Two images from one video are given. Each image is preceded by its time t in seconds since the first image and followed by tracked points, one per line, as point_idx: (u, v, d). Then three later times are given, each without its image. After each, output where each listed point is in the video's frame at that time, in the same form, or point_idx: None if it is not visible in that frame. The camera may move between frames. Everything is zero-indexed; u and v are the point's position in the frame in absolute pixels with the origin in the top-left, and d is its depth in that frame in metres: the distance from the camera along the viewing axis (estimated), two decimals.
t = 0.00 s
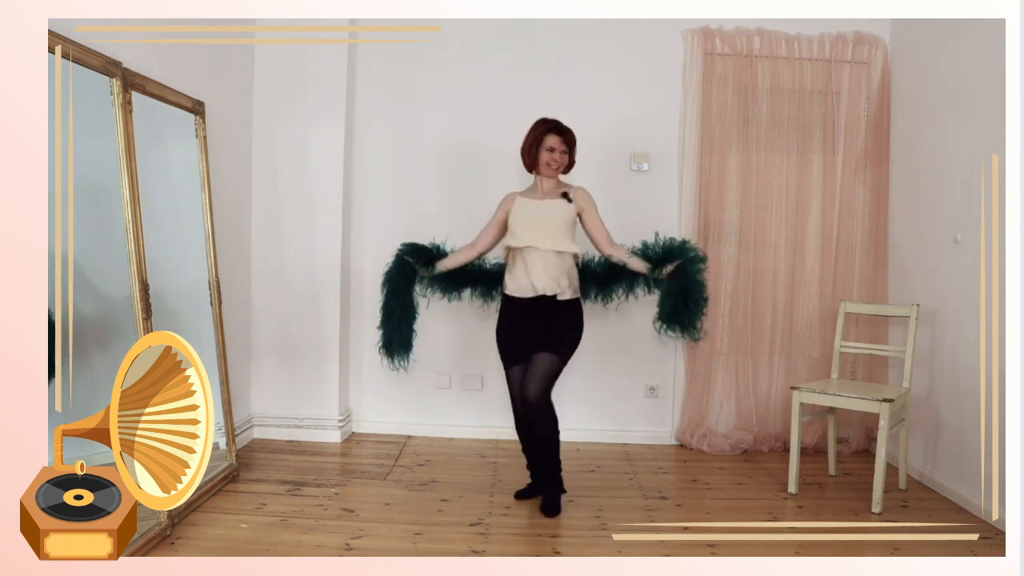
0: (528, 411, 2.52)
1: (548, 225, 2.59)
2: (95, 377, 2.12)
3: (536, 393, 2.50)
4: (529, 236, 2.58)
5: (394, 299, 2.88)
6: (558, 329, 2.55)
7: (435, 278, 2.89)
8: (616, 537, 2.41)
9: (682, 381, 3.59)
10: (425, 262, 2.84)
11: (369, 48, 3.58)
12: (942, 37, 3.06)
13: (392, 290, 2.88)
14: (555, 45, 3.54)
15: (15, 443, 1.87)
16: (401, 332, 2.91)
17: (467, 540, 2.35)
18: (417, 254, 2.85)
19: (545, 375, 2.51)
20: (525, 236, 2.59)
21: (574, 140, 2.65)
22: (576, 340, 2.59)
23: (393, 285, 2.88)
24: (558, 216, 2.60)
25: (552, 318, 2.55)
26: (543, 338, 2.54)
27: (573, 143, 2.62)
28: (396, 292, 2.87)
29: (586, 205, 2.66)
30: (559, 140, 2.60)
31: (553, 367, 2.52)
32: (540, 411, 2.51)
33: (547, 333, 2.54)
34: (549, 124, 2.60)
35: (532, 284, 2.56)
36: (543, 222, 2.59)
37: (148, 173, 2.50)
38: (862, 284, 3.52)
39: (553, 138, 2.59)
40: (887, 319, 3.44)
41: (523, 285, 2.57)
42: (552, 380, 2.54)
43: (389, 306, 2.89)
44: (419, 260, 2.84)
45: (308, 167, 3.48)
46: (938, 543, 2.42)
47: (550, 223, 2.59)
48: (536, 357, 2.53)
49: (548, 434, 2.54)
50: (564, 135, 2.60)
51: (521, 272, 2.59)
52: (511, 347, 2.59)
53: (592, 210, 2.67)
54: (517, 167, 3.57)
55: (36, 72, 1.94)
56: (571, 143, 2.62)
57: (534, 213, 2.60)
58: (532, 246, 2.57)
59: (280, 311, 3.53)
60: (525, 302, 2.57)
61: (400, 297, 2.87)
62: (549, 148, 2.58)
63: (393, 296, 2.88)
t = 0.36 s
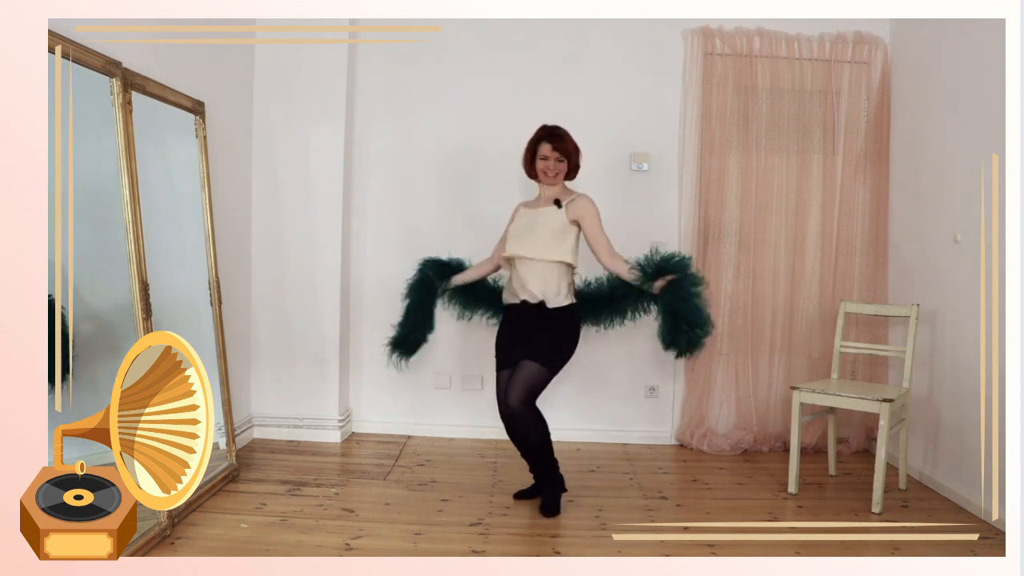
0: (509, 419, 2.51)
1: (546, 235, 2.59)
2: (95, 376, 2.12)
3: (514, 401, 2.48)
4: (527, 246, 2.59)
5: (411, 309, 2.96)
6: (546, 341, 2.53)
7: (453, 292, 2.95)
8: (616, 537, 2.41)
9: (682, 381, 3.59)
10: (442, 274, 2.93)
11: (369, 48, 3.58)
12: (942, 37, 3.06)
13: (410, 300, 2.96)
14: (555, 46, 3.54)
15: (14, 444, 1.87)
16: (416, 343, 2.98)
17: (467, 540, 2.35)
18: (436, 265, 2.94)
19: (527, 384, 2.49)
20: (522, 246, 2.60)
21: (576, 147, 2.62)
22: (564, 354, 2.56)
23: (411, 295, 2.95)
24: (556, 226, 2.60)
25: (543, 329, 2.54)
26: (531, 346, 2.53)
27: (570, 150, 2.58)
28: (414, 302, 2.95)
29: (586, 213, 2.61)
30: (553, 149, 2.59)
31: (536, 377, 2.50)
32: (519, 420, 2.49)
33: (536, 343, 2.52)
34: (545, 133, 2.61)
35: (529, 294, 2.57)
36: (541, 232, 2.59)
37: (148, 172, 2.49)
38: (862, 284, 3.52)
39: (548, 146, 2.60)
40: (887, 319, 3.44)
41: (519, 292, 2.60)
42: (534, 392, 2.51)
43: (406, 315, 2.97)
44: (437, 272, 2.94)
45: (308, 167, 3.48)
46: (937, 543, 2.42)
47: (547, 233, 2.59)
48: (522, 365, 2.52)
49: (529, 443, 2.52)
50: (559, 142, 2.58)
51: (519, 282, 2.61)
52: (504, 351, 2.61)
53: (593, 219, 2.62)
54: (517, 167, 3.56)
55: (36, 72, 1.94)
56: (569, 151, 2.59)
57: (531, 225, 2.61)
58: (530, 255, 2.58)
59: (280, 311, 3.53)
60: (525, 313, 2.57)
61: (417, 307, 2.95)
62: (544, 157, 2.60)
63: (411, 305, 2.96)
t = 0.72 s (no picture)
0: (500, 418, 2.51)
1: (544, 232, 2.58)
2: (95, 376, 2.12)
3: (503, 401, 2.48)
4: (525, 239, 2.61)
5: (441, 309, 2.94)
6: (533, 336, 2.52)
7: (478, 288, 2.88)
8: (616, 537, 2.41)
9: (682, 381, 3.59)
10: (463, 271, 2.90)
11: (369, 48, 3.58)
12: (942, 37, 3.06)
13: (437, 300, 2.93)
14: (555, 46, 3.54)
15: (14, 444, 1.87)
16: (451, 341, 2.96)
17: (467, 540, 2.35)
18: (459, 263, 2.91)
19: (514, 384, 2.48)
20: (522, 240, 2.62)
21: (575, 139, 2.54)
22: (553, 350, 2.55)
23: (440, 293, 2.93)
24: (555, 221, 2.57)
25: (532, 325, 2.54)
26: (521, 344, 2.52)
27: (564, 145, 2.52)
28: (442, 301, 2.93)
29: (586, 209, 2.54)
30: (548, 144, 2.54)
31: (525, 376, 2.49)
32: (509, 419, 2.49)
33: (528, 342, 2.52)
34: (540, 129, 2.56)
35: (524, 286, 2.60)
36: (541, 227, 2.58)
37: (148, 172, 2.49)
38: (862, 284, 3.52)
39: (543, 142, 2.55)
40: (887, 319, 3.44)
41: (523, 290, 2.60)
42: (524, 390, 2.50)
43: (437, 315, 2.95)
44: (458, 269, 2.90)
45: (308, 167, 3.48)
46: (938, 543, 2.42)
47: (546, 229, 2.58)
48: (510, 364, 2.51)
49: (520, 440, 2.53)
50: (554, 137, 2.52)
51: (521, 274, 2.63)
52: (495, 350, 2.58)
53: (593, 215, 2.54)
54: (517, 167, 3.56)
55: (36, 72, 1.94)
56: (566, 144, 2.53)
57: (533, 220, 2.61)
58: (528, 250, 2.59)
59: (280, 311, 3.53)
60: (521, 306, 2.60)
61: (446, 306, 2.92)
62: (541, 154, 2.56)
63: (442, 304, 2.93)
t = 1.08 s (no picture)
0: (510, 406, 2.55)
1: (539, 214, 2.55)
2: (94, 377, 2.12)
3: (513, 390, 2.52)
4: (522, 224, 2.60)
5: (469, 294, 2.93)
6: (531, 326, 2.52)
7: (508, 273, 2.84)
8: (617, 537, 2.41)
9: (682, 381, 3.59)
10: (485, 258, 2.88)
11: (369, 48, 3.58)
12: (942, 37, 3.06)
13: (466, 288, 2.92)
14: (555, 46, 3.54)
15: (14, 444, 1.87)
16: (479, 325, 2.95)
17: (467, 540, 2.35)
18: (481, 249, 2.89)
19: (521, 373, 2.51)
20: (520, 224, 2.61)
21: (572, 118, 2.53)
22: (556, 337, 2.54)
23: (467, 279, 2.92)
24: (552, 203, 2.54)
25: (532, 315, 2.53)
26: (525, 335, 2.53)
27: (556, 124, 2.51)
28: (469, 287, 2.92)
29: (581, 190, 2.50)
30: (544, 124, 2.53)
31: (533, 365, 2.52)
32: (521, 409, 2.52)
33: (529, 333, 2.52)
34: (536, 109, 2.56)
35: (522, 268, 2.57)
36: (538, 210, 2.55)
37: (148, 172, 2.49)
38: (862, 284, 3.52)
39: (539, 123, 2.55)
40: (887, 319, 3.44)
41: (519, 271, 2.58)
42: (532, 379, 2.53)
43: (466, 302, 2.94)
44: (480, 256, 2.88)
45: (308, 167, 3.48)
46: (938, 543, 2.42)
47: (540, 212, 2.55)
48: (517, 354, 2.54)
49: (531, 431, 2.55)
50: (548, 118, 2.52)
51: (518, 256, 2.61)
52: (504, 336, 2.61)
53: (589, 198, 2.50)
54: (517, 167, 3.56)
55: (36, 72, 1.94)
56: (561, 124, 2.52)
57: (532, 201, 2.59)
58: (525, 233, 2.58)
59: (280, 311, 3.53)
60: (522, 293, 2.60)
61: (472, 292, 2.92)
62: (536, 135, 2.56)
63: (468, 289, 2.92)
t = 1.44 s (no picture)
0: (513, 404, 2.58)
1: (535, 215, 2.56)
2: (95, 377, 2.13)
3: (513, 388, 2.54)
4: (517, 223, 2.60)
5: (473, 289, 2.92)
6: (529, 323, 2.54)
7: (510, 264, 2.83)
8: (616, 537, 2.41)
9: (682, 381, 3.59)
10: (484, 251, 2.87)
11: (369, 48, 3.58)
12: (942, 37, 3.06)
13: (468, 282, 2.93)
14: (554, 45, 3.54)
15: (15, 444, 1.87)
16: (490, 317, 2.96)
17: (467, 540, 2.35)
18: (480, 242, 2.89)
19: (523, 372, 2.53)
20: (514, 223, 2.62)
21: (559, 112, 2.52)
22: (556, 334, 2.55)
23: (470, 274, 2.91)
24: (545, 202, 2.54)
25: (529, 313, 2.54)
26: (522, 333, 2.55)
27: (541, 118, 2.52)
28: (472, 282, 2.92)
29: (575, 189, 2.48)
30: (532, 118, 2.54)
31: (533, 363, 2.53)
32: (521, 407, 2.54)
33: (528, 331, 2.53)
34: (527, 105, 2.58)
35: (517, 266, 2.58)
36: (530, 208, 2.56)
37: (147, 172, 2.49)
38: (862, 284, 3.52)
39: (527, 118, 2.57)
40: (887, 319, 3.44)
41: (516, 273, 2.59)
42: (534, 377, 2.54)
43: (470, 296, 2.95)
44: (480, 249, 2.88)
45: (308, 167, 3.48)
46: (937, 543, 2.42)
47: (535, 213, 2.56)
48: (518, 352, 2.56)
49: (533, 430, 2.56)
50: (535, 112, 2.53)
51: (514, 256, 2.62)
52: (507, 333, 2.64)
53: (585, 196, 2.48)
54: (517, 167, 3.56)
55: (36, 72, 1.94)
56: (546, 118, 2.52)
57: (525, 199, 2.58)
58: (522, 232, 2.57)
59: (280, 311, 3.53)
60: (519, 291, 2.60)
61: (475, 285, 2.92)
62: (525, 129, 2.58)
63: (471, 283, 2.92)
